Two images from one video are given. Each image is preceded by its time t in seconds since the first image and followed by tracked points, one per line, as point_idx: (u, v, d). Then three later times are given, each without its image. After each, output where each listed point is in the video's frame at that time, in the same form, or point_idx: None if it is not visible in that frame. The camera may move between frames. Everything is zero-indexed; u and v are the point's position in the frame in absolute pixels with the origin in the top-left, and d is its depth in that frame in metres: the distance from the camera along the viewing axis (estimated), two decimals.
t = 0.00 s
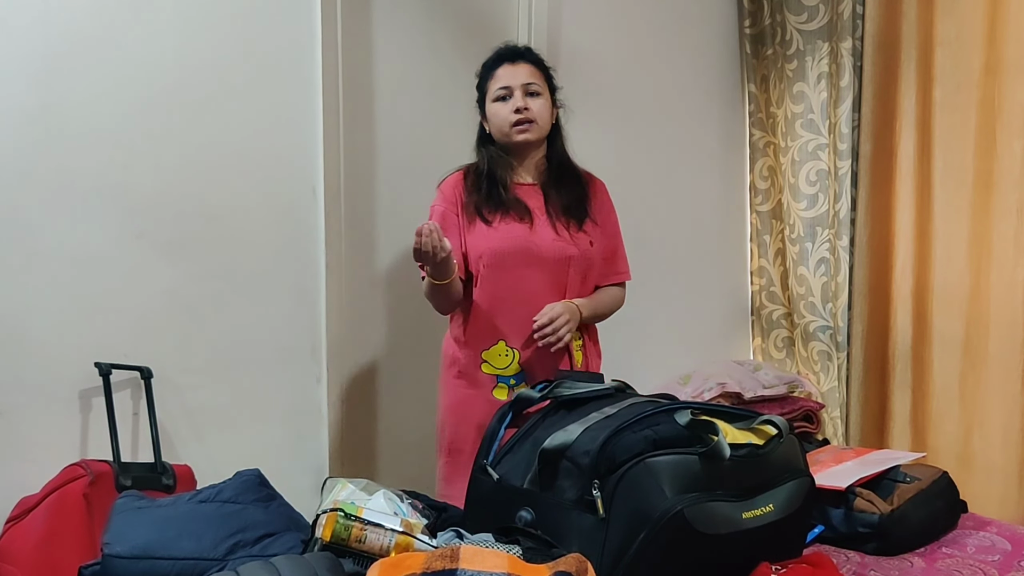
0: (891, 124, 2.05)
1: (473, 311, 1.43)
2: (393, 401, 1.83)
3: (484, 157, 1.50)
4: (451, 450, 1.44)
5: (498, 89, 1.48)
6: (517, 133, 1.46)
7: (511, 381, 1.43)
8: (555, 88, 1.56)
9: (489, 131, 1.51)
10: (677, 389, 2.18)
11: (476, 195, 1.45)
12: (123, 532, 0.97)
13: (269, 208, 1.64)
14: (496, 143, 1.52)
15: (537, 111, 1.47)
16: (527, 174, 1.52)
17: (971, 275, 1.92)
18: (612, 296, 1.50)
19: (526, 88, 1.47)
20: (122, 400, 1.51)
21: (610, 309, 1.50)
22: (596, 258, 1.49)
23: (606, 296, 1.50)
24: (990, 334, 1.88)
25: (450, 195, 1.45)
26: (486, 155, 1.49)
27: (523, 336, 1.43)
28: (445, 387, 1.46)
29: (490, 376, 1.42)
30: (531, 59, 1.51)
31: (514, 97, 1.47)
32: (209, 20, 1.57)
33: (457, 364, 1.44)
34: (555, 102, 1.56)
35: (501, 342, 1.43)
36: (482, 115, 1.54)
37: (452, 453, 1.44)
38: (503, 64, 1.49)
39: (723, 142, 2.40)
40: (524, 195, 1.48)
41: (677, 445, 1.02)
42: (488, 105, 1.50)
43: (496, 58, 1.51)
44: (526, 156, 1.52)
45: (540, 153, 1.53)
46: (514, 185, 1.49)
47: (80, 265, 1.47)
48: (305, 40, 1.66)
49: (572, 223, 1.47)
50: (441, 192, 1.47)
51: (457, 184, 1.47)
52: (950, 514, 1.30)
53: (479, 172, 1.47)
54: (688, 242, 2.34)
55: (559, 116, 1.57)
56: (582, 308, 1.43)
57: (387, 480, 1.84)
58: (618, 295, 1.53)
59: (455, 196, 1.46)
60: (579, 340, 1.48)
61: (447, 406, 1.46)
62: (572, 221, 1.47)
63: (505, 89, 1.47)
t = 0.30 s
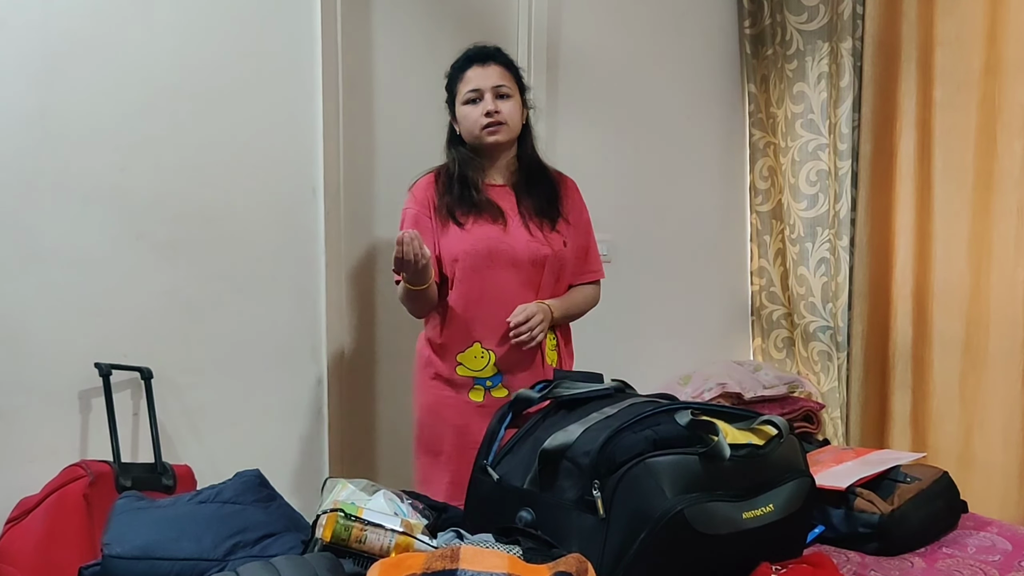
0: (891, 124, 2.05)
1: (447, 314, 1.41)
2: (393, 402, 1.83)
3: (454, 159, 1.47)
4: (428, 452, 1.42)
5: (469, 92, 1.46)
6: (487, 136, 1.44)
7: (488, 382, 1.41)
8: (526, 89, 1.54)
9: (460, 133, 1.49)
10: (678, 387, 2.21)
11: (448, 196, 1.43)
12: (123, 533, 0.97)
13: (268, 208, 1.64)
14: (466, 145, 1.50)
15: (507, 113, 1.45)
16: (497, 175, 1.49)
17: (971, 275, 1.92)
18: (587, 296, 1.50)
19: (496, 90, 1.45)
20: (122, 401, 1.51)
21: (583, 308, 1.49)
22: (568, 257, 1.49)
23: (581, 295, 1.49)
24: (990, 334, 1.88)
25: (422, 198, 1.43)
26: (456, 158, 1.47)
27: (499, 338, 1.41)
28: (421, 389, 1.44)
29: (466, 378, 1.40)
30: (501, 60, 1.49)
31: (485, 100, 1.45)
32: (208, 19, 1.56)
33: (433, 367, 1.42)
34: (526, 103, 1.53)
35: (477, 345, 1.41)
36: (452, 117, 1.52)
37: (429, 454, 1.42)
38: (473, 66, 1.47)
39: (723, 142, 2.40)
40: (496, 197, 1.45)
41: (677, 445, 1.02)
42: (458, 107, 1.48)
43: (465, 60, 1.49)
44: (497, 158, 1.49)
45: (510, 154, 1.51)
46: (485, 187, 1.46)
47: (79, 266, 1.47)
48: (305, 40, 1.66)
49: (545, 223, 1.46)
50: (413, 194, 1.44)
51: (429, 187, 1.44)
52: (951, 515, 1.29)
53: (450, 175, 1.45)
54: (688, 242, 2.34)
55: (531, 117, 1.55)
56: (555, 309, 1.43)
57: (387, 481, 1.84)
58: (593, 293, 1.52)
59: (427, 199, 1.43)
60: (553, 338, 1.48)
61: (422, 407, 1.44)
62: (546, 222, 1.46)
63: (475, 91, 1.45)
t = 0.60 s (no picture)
0: (890, 125, 2.05)
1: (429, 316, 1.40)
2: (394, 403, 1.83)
3: (433, 160, 1.45)
4: (412, 455, 1.40)
5: (449, 94, 1.43)
6: (468, 138, 1.43)
7: (472, 384, 1.40)
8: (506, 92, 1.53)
9: (439, 134, 1.47)
10: (678, 387, 2.25)
11: (427, 198, 1.41)
12: (123, 535, 0.97)
13: (268, 209, 1.64)
14: (444, 147, 1.47)
15: (488, 116, 1.44)
16: (475, 177, 1.48)
17: (971, 276, 1.92)
18: (567, 296, 1.50)
19: (478, 92, 1.44)
20: (122, 401, 1.51)
21: (563, 309, 1.49)
22: (547, 258, 1.49)
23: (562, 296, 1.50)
24: (990, 335, 1.88)
25: (402, 199, 1.40)
26: (434, 158, 1.44)
27: (482, 339, 1.41)
28: (402, 394, 1.42)
29: (450, 381, 1.39)
30: (483, 62, 1.48)
31: (466, 102, 1.43)
32: (208, 20, 1.56)
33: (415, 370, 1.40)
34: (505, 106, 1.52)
35: (461, 346, 1.40)
36: (429, 117, 1.50)
37: (412, 457, 1.40)
38: (454, 68, 1.45)
39: (723, 143, 2.40)
40: (474, 199, 1.45)
41: (677, 446, 1.02)
42: (438, 108, 1.46)
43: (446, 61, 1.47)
44: (475, 160, 1.48)
45: (489, 156, 1.49)
46: (464, 189, 1.45)
47: (79, 267, 1.47)
48: (305, 41, 1.67)
49: (525, 225, 1.46)
50: (392, 195, 1.42)
51: (408, 188, 1.42)
52: (951, 515, 1.29)
53: (429, 176, 1.43)
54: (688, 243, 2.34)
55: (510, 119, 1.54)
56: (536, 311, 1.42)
57: (387, 482, 1.83)
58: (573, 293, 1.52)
59: (407, 200, 1.41)
60: (535, 338, 1.48)
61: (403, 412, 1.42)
62: (526, 223, 1.46)
63: (456, 93, 1.43)
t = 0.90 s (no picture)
0: (890, 126, 2.05)
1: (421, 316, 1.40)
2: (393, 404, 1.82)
3: (420, 162, 1.45)
4: (404, 454, 1.40)
5: (442, 97, 1.42)
6: (459, 143, 1.43)
7: (465, 384, 1.39)
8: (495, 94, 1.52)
9: (428, 136, 1.46)
10: (678, 389, 2.24)
11: (416, 201, 1.41)
12: (122, 535, 0.97)
13: (268, 209, 1.64)
14: (432, 148, 1.47)
15: (480, 121, 1.44)
16: (463, 179, 1.49)
17: (971, 276, 1.92)
18: (556, 296, 1.51)
19: (471, 97, 1.43)
20: (122, 402, 1.51)
21: (553, 310, 1.51)
22: (536, 259, 1.50)
23: (551, 296, 1.51)
24: (990, 335, 1.88)
25: (391, 202, 1.40)
26: (422, 162, 1.45)
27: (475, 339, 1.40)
28: (395, 392, 1.42)
29: (443, 380, 1.38)
30: (475, 66, 1.46)
31: (459, 107, 1.43)
32: (207, 20, 1.56)
33: (409, 369, 1.40)
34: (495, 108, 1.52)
35: (454, 346, 1.39)
36: (418, 119, 1.49)
37: (405, 456, 1.41)
38: (446, 70, 1.44)
39: (723, 144, 2.40)
40: (463, 201, 1.45)
41: (677, 447, 1.02)
42: (428, 110, 1.45)
43: (438, 63, 1.45)
44: (464, 163, 1.48)
45: (476, 159, 1.49)
46: (452, 191, 1.45)
47: (79, 267, 1.47)
48: (305, 41, 1.67)
49: (514, 227, 1.46)
50: (381, 197, 1.42)
51: (397, 191, 1.42)
52: (950, 516, 1.29)
53: (417, 179, 1.43)
54: (688, 244, 2.34)
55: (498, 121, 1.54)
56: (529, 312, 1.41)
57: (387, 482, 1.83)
58: (562, 292, 1.53)
59: (395, 203, 1.41)
60: (526, 339, 1.48)
61: (396, 410, 1.42)
62: (514, 226, 1.46)
63: (449, 97, 1.42)
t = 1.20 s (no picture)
0: (890, 127, 2.05)
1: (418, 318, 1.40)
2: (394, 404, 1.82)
3: (416, 164, 1.45)
4: (405, 453, 1.40)
5: (455, 99, 1.41)
6: (469, 146, 1.42)
7: (465, 384, 1.39)
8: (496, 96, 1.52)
9: (432, 136, 1.45)
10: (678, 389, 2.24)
11: (412, 203, 1.41)
12: (122, 536, 0.97)
13: (269, 210, 1.64)
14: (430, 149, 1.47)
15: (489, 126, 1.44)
16: (458, 180, 1.49)
17: (971, 278, 1.92)
18: (553, 295, 1.52)
19: (483, 102, 1.43)
20: (122, 403, 1.51)
21: (550, 308, 1.51)
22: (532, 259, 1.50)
23: (548, 295, 1.51)
24: (990, 336, 1.88)
25: (387, 203, 1.40)
26: (422, 162, 1.45)
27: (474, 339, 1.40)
28: (395, 393, 1.42)
29: (443, 380, 1.38)
30: (484, 69, 1.46)
31: (472, 111, 1.42)
32: (207, 21, 1.56)
33: (409, 370, 1.40)
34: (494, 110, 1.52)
35: (453, 346, 1.39)
36: (420, 118, 1.48)
37: (405, 457, 1.41)
38: (458, 73, 1.42)
39: (723, 144, 2.40)
40: (459, 202, 1.45)
41: (677, 448, 1.02)
42: (438, 110, 1.42)
43: (447, 64, 1.44)
44: (461, 163, 1.48)
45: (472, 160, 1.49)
46: (448, 192, 1.45)
47: (79, 267, 1.47)
48: (306, 42, 1.67)
49: (511, 227, 1.46)
50: (376, 199, 1.42)
51: (393, 193, 1.42)
52: (950, 517, 1.29)
53: (413, 181, 1.43)
54: (688, 244, 2.34)
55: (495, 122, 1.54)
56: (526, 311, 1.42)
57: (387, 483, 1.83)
58: (558, 290, 1.54)
59: (392, 205, 1.41)
60: (525, 338, 1.48)
61: (395, 410, 1.42)
62: (511, 225, 1.46)
63: (462, 100, 1.41)
